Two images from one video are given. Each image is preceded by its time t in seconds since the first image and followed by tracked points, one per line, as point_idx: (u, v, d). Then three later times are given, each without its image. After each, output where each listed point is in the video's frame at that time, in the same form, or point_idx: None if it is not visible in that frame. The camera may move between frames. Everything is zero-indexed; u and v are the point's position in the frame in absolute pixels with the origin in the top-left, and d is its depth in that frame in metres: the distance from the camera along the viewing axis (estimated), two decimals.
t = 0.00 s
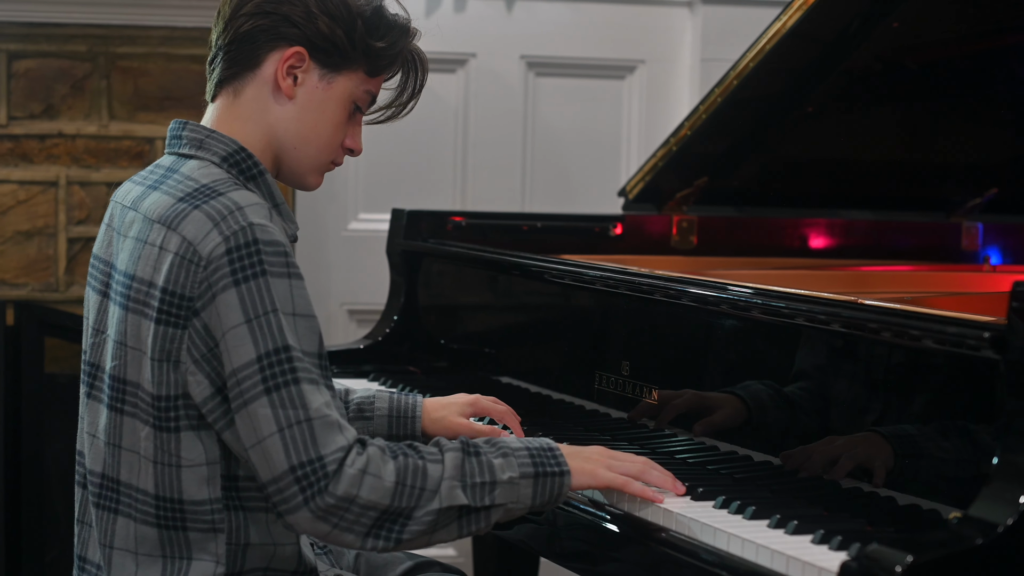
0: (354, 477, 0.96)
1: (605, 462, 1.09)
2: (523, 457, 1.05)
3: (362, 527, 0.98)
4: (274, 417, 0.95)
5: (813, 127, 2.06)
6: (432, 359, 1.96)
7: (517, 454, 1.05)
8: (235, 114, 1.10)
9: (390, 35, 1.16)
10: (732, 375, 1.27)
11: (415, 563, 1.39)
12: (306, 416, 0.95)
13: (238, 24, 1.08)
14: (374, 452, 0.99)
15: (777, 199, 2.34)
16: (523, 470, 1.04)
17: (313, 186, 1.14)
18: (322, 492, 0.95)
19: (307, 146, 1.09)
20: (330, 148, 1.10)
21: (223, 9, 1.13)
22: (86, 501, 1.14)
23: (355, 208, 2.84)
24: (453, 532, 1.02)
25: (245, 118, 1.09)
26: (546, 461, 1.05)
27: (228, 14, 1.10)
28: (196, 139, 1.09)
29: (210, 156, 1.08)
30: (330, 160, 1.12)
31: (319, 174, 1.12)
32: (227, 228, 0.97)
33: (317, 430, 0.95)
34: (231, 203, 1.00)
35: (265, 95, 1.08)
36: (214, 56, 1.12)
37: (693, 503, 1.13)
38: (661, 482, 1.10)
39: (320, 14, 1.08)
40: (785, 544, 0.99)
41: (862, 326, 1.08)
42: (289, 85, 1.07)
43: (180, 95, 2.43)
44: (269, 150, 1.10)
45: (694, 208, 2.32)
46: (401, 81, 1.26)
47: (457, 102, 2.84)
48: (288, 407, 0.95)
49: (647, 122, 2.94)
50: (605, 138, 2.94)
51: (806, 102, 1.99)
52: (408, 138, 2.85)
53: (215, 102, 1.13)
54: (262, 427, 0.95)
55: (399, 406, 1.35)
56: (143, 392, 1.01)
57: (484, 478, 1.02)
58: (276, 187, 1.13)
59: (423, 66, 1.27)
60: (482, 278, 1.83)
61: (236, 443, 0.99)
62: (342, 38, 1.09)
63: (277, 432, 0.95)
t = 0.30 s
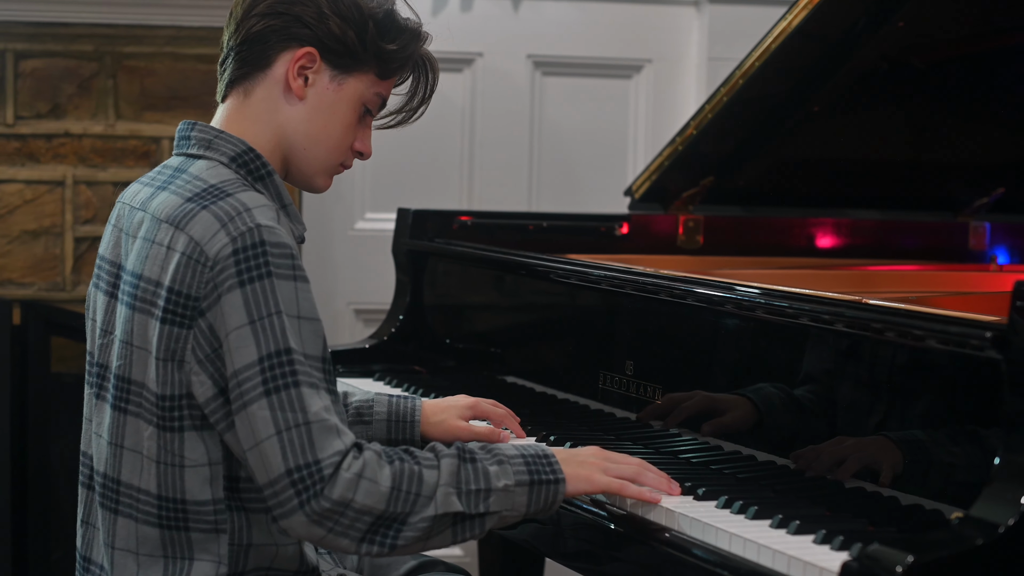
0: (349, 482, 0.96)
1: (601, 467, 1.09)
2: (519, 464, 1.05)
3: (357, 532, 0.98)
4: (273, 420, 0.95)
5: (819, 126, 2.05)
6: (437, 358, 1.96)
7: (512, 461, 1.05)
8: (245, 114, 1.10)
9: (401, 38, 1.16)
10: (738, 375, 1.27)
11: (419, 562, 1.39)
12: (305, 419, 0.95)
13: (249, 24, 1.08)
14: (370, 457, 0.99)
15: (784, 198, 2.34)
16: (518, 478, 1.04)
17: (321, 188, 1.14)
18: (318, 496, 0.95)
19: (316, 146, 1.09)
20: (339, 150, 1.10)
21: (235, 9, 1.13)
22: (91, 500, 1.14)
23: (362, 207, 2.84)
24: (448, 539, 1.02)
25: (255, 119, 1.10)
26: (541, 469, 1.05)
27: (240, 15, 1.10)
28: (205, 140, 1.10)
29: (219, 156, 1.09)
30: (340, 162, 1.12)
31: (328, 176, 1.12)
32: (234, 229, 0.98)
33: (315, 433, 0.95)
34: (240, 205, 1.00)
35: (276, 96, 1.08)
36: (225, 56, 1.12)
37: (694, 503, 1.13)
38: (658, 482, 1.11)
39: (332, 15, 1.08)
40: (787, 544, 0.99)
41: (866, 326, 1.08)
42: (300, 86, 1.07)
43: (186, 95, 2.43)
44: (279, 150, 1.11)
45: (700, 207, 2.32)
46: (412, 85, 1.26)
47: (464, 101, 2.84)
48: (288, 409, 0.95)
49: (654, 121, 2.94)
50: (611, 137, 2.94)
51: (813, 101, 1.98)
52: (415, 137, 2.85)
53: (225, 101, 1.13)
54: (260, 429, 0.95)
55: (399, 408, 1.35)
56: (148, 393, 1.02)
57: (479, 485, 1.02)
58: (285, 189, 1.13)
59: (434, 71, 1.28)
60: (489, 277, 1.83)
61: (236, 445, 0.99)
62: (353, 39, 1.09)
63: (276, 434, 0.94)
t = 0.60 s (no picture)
0: (361, 472, 0.95)
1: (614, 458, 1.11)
2: (531, 446, 1.03)
3: (373, 522, 0.97)
4: (284, 415, 0.94)
5: (824, 127, 2.05)
6: (442, 358, 1.96)
7: (525, 442, 1.03)
8: (252, 114, 1.10)
9: (407, 38, 1.17)
10: (741, 377, 1.27)
11: (422, 563, 1.39)
12: (316, 413, 0.95)
13: (256, 25, 1.09)
14: (381, 446, 0.98)
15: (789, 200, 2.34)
16: (531, 459, 1.02)
17: (328, 188, 1.14)
18: (331, 488, 0.94)
19: (323, 146, 1.09)
20: (346, 149, 1.10)
21: (241, 10, 1.13)
22: (95, 500, 1.15)
23: (368, 207, 2.85)
24: (464, 525, 1.00)
25: (262, 119, 1.10)
26: (554, 449, 1.03)
27: (247, 16, 1.11)
28: (212, 140, 1.10)
29: (226, 155, 1.09)
30: (346, 162, 1.12)
31: (335, 176, 1.12)
32: (244, 227, 0.98)
33: (326, 427, 0.95)
34: (248, 203, 1.01)
35: (282, 96, 1.08)
36: (231, 57, 1.13)
37: (696, 504, 1.13)
38: (665, 478, 1.14)
39: (339, 16, 1.09)
40: (787, 544, 0.99)
41: (869, 327, 1.08)
42: (306, 86, 1.07)
43: (192, 95, 2.44)
44: (285, 150, 1.11)
45: (706, 208, 2.32)
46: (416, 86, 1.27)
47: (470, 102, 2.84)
48: (298, 404, 0.94)
49: (660, 122, 2.94)
50: (618, 138, 2.94)
51: (818, 102, 1.98)
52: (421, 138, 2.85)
53: (231, 102, 1.13)
54: (271, 424, 0.94)
55: (400, 410, 1.35)
56: (155, 392, 1.02)
57: (492, 468, 1.00)
58: (291, 189, 1.13)
59: (439, 73, 1.28)
60: (494, 278, 1.83)
61: (248, 444, 0.98)
62: (360, 40, 1.09)
63: (287, 429, 0.94)
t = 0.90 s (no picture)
0: (401, 460, 0.97)
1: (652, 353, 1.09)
2: (563, 378, 1.02)
3: (422, 502, 0.99)
4: (322, 413, 0.95)
5: (829, 128, 2.04)
6: (447, 358, 1.97)
7: (556, 377, 1.02)
8: (252, 112, 1.11)
9: (404, 30, 1.15)
10: (743, 379, 1.27)
11: (426, 563, 1.39)
12: (352, 409, 0.96)
13: (252, 24, 1.08)
14: (415, 428, 0.99)
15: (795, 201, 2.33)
16: (566, 393, 1.02)
17: (331, 181, 1.14)
18: (376, 481, 0.96)
19: (325, 141, 1.10)
20: (348, 144, 1.11)
21: (236, 10, 1.13)
22: (99, 501, 1.15)
23: (375, 207, 2.85)
24: (514, 473, 1.02)
25: (262, 117, 1.10)
26: (587, 375, 1.03)
27: (242, 15, 1.10)
28: (214, 140, 1.10)
29: (229, 156, 1.09)
30: (348, 156, 1.13)
31: (337, 170, 1.13)
32: (254, 228, 0.98)
33: (363, 420, 0.96)
34: (256, 204, 1.01)
35: (282, 94, 1.08)
36: (229, 57, 1.12)
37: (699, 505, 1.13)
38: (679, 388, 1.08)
39: (335, 11, 1.08)
40: (789, 545, 0.99)
41: (872, 329, 1.08)
42: (306, 83, 1.07)
43: (198, 95, 2.45)
44: (287, 148, 1.11)
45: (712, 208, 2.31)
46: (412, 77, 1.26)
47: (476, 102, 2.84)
48: (335, 401, 0.95)
49: (667, 122, 2.94)
50: (624, 138, 2.94)
51: (823, 103, 1.98)
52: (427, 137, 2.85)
53: (230, 101, 1.13)
54: (309, 423, 0.95)
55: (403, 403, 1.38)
56: (168, 395, 1.02)
57: (529, 415, 1.00)
58: (294, 186, 1.13)
59: (435, 63, 1.27)
60: (498, 278, 1.83)
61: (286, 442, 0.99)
62: (358, 35, 1.08)
63: (326, 427, 0.95)
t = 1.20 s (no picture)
0: (412, 470, 0.97)
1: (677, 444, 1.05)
2: (591, 454, 1.02)
3: (423, 520, 0.98)
4: (327, 415, 0.95)
5: (833, 129, 2.04)
6: (452, 358, 1.97)
7: (585, 451, 1.02)
8: (251, 113, 1.11)
9: (400, 28, 1.16)
10: (746, 379, 1.27)
11: (430, 562, 1.39)
12: (358, 411, 0.96)
13: (249, 24, 1.09)
14: (433, 446, 0.99)
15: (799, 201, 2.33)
16: (590, 468, 1.01)
17: (331, 180, 1.14)
18: (382, 486, 0.96)
19: (324, 140, 1.10)
20: (347, 142, 1.11)
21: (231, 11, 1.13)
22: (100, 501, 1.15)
23: (380, 207, 2.85)
24: (517, 529, 1.01)
25: (261, 118, 1.10)
26: (615, 458, 1.02)
27: (237, 16, 1.11)
28: (214, 141, 1.10)
29: (229, 157, 1.09)
30: (347, 155, 1.13)
31: (336, 169, 1.13)
32: (256, 231, 0.98)
33: (371, 423, 0.96)
34: (258, 206, 1.01)
35: (280, 94, 1.08)
36: (225, 58, 1.12)
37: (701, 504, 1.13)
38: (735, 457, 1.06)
39: (333, 11, 1.09)
40: (789, 546, 0.98)
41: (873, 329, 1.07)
42: (304, 83, 1.07)
43: (204, 95, 2.45)
44: (287, 148, 1.11)
45: (717, 209, 2.32)
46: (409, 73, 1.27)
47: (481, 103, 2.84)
48: (341, 403, 0.96)
49: (673, 122, 2.93)
50: (630, 138, 2.93)
51: (827, 103, 1.97)
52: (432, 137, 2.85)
53: (229, 103, 1.13)
54: (315, 424, 0.96)
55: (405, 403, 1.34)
56: (172, 396, 1.02)
57: (548, 474, 1.00)
58: (294, 186, 1.14)
59: (431, 59, 1.28)
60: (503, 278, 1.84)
61: (289, 442, 0.99)
62: (355, 33, 1.09)
63: (333, 428, 0.95)
